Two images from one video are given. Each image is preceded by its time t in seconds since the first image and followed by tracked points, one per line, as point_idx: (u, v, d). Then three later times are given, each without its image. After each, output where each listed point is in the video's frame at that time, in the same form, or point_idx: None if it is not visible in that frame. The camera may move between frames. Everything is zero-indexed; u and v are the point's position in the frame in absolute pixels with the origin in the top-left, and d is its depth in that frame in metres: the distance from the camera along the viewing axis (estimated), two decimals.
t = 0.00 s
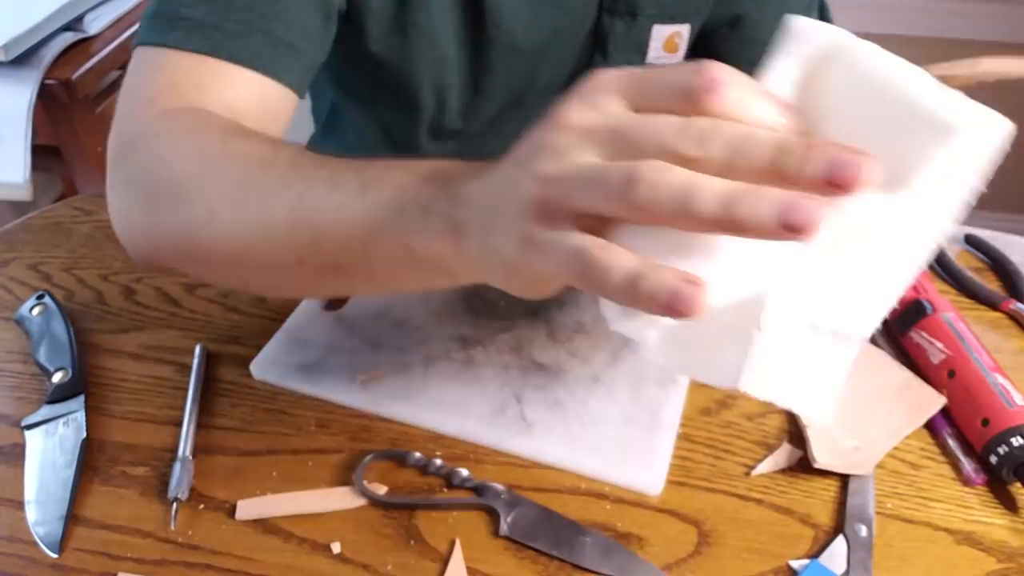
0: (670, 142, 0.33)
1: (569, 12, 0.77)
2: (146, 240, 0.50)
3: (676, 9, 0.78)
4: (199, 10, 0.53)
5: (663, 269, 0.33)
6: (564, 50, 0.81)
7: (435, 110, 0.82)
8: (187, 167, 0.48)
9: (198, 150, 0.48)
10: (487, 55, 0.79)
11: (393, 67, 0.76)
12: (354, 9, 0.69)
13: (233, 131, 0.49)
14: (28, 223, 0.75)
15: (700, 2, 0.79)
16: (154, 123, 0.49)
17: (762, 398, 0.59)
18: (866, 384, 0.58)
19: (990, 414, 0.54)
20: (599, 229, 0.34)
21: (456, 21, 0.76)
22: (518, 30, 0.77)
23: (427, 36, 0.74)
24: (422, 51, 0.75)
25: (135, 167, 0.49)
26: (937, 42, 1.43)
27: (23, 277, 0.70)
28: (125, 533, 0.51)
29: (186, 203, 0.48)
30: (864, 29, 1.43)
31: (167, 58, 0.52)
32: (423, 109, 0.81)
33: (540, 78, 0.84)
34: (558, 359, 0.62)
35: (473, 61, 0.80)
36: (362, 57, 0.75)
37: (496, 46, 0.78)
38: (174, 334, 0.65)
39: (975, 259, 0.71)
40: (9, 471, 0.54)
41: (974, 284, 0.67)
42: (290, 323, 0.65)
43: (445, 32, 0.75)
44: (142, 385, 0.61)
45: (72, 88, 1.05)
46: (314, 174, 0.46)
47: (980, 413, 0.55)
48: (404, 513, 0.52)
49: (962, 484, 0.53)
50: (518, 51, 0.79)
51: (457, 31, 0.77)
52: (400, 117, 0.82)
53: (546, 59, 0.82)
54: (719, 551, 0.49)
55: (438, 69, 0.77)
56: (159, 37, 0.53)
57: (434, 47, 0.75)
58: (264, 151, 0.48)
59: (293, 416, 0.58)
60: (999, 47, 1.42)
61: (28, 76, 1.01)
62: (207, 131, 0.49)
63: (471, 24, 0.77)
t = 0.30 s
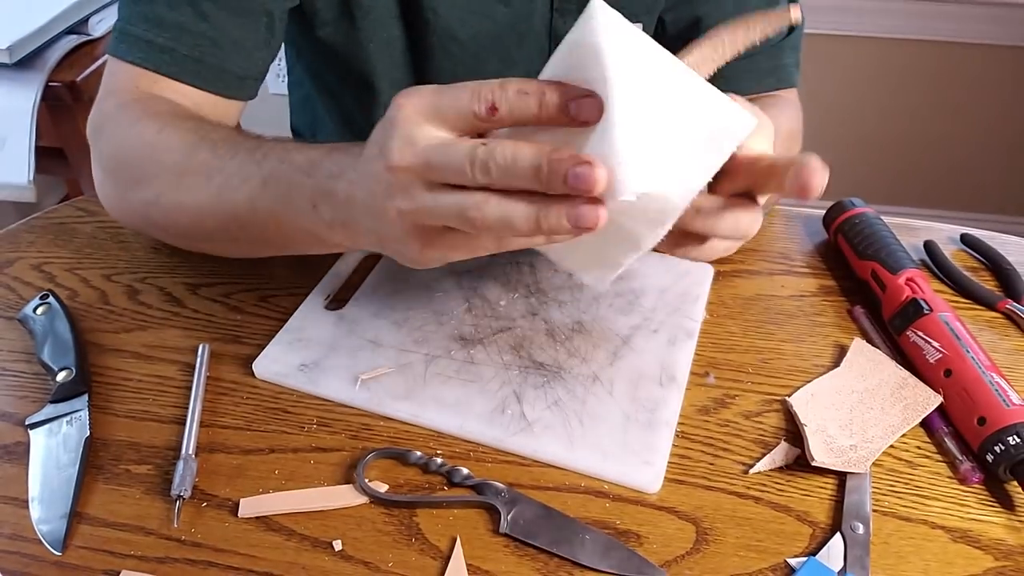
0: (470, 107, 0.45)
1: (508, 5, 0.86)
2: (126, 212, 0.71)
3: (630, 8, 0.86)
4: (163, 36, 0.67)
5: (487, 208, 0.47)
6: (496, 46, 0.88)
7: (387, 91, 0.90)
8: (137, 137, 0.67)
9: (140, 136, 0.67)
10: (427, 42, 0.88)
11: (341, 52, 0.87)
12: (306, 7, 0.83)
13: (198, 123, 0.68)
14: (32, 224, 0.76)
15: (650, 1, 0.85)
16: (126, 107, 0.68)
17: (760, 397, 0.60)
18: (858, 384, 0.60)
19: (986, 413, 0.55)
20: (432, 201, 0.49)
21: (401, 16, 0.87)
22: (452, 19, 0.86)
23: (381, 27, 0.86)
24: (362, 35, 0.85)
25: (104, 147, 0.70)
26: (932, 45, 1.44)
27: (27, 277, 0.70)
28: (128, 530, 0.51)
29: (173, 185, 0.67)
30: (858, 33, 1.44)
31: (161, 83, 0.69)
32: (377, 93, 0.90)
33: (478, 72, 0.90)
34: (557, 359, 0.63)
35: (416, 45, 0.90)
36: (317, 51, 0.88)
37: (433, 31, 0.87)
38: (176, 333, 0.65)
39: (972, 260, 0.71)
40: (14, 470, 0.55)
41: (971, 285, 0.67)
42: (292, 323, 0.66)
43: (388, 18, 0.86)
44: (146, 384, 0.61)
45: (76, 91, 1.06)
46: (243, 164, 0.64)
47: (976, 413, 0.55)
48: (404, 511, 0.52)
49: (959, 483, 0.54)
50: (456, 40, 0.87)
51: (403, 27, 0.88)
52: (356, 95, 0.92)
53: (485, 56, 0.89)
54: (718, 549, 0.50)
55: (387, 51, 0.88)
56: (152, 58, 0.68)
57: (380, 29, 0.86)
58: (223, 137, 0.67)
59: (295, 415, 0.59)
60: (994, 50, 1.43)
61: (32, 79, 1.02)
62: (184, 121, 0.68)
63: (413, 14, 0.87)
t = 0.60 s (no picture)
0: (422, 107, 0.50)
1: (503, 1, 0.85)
2: (73, 172, 0.73)
3: (621, 10, 0.86)
4: (134, 19, 0.72)
5: (371, 169, 0.48)
6: (492, 45, 0.88)
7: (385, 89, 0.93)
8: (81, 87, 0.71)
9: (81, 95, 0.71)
10: (426, 38, 0.88)
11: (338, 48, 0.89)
12: (296, 4, 0.86)
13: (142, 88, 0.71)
14: (32, 224, 0.76)
15: (646, 3, 0.86)
16: (84, 71, 0.72)
17: (760, 397, 0.60)
18: (857, 384, 0.60)
19: (985, 413, 0.55)
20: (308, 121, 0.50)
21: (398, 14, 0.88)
22: (449, 15, 0.86)
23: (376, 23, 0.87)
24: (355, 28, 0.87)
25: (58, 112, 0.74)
26: (936, 44, 1.43)
27: (28, 277, 0.71)
28: (128, 531, 0.51)
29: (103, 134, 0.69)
30: (862, 33, 1.43)
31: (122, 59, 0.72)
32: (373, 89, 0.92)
33: (474, 71, 0.90)
34: (557, 359, 0.63)
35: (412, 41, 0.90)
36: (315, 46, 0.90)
37: (430, 29, 0.87)
38: (176, 334, 0.65)
39: (970, 260, 0.72)
40: (15, 471, 0.55)
41: (970, 285, 0.68)
42: (292, 323, 0.66)
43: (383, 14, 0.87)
44: (146, 384, 0.61)
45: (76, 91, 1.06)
46: (171, 121, 0.65)
47: (975, 413, 0.55)
48: (405, 511, 0.52)
49: (957, 483, 0.54)
50: (452, 38, 0.87)
51: (400, 25, 0.89)
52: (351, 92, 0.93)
53: (481, 54, 0.89)
54: (717, 549, 0.50)
55: (381, 48, 0.89)
56: (121, 40, 0.72)
57: (372, 26, 0.87)
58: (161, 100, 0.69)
59: (295, 415, 0.59)
60: (997, 50, 1.42)
61: (32, 79, 1.02)
62: (131, 86, 0.70)
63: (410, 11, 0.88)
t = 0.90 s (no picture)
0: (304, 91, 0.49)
1: (510, 7, 0.87)
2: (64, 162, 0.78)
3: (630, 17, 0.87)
4: (123, 25, 0.77)
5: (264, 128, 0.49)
6: (498, 51, 0.89)
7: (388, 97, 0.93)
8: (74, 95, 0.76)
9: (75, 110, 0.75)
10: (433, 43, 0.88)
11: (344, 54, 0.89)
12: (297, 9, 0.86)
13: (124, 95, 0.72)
14: (32, 224, 0.76)
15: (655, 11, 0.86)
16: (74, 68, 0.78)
17: (760, 397, 0.60)
18: (857, 384, 0.60)
19: (986, 413, 0.55)
20: (253, 121, 0.50)
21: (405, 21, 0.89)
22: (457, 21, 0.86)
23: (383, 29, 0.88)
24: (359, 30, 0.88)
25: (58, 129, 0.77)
26: (937, 45, 1.43)
27: (28, 277, 0.71)
28: (128, 530, 0.51)
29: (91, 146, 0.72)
30: (864, 33, 1.43)
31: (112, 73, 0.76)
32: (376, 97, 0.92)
33: (481, 79, 0.90)
34: (557, 359, 0.63)
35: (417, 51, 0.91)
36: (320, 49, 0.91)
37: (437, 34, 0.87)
38: (176, 333, 0.65)
39: (970, 260, 0.72)
40: (15, 470, 0.55)
41: (971, 285, 0.68)
42: (292, 323, 0.66)
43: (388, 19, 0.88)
44: (146, 384, 0.61)
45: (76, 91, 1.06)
46: (129, 104, 0.70)
47: (976, 413, 0.55)
48: (405, 511, 0.52)
49: (958, 483, 0.54)
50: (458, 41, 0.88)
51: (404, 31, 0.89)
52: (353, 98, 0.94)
53: (488, 62, 0.90)
54: (718, 548, 0.50)
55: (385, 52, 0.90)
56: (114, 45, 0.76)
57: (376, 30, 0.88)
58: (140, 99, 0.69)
59: (295, 415, 0.59)
60: (999, 51, 1.42)
61: (33, 79, 1.02)
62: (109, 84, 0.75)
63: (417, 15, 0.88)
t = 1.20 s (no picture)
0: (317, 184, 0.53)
1: (514, 15, 0.85)
2: (76, 197, 0.74)
3: (632, 20, 0.87)
4: (129, 47, 0.71)
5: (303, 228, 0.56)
6: (501, 57, 0.89)
7: (390, 99, 0.93)
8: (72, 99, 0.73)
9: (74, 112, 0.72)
10: (434, 48, 0.88)
11: (341, 59, 0.89)
12: (299, 21, 0.85)
13: (132, 108, 0.71)
14: (32, 224, 0.76)
15: (656, 14, 0.86)
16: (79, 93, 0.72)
17: (760, 397, 0.60)
18: (857, 384, 0.60)
19: (986, 413, 0.55)
20: (308, 241, 0.57)
21: (405, 26, 0.87)
22: (459, 30, 0.86)
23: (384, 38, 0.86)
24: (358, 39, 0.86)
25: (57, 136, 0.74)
26: (940, 44, 1.43)
27: (28, 277, 0.71)
28: (128, 530, 0.51)
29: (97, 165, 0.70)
30: (866, 33, 1.43)
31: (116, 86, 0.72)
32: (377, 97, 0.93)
33: (483, 83, 0.91)
34: (557, 359, 0.63)
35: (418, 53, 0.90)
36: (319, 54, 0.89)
37: (439, 42, 0.87)
38: (177, 333, 0.65)
39: (970, 260, 0.72)
40: (15, 470, 0.55)
41: (971, 285, 0.68)
42: (293, 323, 0.66)
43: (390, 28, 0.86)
44: (146, 384, 0.61)
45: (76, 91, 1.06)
46: (159, 160, 0.66)
47: (976, 413, 0.55)
48: (405, 510, 0.52)
49: (958, 483, 0.54)
50: (462, 47, 0.87)
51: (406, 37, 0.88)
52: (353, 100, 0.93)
53: (492, 68, 0.90)
54: (718, 548, 0.50)
55: (386, 60, 0.89)
56: (114, 67, 0.72)
57: (378, 40, 0.86)
58: (150, 121, 0.70)
59: (295, 414, 0.59)
60: (1001, 51, 1.42)
61: (33, 79, 1.02)
62: (123, 111, 0.70)
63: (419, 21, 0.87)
